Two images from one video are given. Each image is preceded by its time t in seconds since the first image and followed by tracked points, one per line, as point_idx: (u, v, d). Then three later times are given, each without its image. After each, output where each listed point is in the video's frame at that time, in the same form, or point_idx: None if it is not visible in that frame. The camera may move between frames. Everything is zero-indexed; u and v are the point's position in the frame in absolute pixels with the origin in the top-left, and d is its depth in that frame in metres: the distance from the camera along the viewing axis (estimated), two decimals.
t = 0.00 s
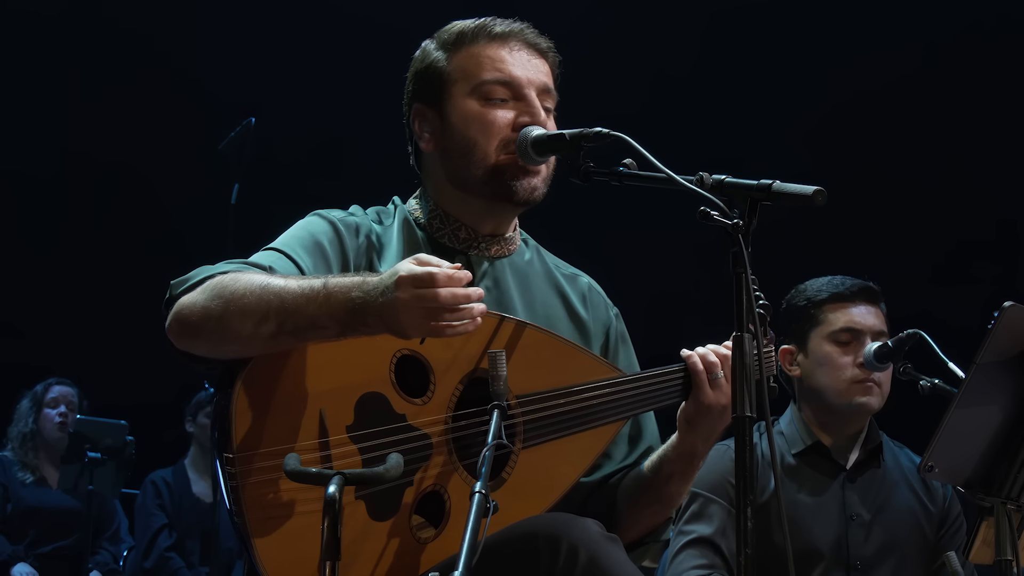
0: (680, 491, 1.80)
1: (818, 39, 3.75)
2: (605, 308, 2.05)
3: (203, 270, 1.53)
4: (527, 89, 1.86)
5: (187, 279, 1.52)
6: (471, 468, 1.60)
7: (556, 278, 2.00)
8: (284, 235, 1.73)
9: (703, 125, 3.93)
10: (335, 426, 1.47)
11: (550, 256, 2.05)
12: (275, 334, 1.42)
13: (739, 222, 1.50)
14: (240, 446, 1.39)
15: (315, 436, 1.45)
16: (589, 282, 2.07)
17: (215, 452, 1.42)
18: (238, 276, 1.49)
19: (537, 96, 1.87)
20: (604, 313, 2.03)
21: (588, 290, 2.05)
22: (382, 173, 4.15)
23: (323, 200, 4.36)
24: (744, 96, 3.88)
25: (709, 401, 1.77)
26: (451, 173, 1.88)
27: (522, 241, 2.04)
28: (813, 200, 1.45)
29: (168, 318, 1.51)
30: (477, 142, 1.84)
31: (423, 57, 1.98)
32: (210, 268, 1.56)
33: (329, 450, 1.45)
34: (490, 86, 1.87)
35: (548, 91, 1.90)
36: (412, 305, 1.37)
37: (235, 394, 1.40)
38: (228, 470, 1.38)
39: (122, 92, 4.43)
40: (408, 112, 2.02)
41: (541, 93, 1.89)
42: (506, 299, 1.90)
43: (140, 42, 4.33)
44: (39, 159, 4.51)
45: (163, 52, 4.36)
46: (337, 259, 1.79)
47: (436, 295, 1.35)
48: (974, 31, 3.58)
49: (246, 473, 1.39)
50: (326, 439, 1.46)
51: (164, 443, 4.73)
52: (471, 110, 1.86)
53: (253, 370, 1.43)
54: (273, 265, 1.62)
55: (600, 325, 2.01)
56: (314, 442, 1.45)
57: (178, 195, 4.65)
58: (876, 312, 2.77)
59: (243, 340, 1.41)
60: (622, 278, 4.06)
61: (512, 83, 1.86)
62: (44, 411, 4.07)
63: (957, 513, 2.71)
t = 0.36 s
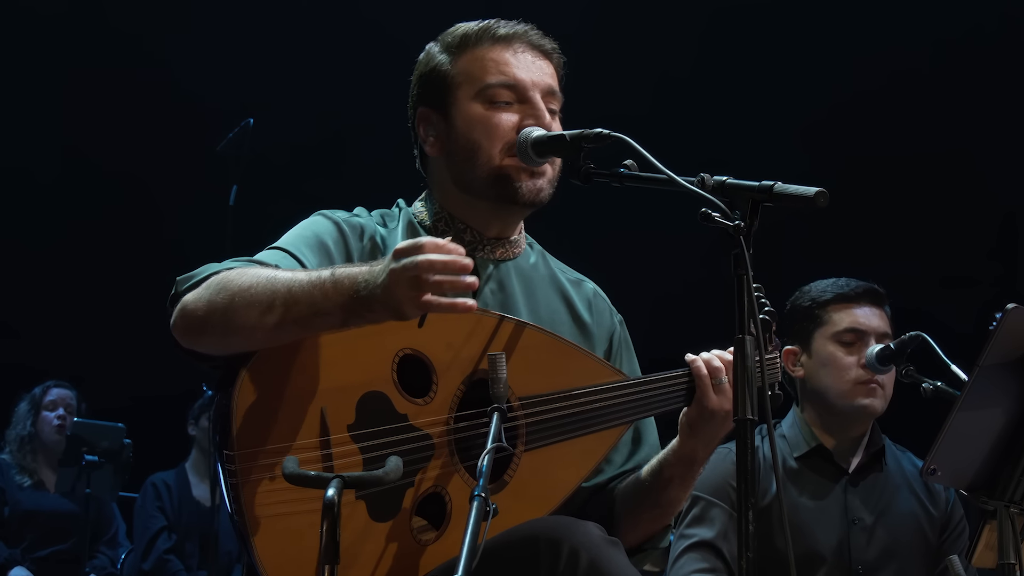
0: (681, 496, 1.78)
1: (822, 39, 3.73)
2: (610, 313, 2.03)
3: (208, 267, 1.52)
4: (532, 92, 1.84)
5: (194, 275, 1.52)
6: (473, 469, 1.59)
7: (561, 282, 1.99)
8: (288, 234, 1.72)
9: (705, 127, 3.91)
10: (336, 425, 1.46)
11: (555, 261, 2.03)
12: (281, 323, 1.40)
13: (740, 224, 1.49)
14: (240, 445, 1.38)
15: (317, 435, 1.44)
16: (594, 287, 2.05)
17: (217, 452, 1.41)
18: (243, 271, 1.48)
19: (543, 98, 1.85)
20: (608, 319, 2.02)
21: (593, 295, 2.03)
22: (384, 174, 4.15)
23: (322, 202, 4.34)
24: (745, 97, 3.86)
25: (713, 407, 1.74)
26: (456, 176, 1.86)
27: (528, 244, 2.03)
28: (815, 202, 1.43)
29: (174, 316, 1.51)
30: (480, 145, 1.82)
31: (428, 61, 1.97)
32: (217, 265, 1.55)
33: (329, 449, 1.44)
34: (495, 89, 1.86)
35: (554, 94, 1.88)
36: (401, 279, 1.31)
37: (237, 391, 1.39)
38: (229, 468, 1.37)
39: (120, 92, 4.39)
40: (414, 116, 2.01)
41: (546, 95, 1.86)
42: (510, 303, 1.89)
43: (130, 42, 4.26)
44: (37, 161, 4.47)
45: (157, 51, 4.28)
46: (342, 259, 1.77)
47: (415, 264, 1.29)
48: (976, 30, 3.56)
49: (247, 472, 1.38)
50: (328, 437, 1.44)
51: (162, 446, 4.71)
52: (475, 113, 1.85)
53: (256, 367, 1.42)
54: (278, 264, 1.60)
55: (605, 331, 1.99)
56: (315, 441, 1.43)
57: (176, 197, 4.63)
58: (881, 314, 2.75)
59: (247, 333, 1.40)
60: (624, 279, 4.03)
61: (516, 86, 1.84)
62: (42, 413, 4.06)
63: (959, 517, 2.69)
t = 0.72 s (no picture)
0: (692, 497, 1.77)
1: (820, 41, 3.73)
2: (613, 313, 2.02)
3: (210, 267, 1.52)
4: (535, 90, 1.83)
5: (194, 276, 1.51)
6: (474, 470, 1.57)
7: (562, 284, 1.98)
8: (289, 235, 1.70)
9: (707, 129, 3.89)
10: (337, 424, 1.44)
11: (557, 261, 2.02)
12: (278, 325, 1.39)
13: (742, 225, 1.48)
14: (241, 446, 1.36)
15: (318, 436, 1.42)
16: (597, 287, 2.04)
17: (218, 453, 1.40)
18: (242, 273, 1.48)
19: (545, 97, 1.84)
20: (612, 318, 2.01)
21: (595, 296, 2.02)
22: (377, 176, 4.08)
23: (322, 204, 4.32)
24: (748, 98, 3.85)
25: (720, 406, 1.74)
26: (457, 174, 1.85)
27: (529, 245, 2.01)
28: (817, 203, 1.42)
29: (172, 316, 1.50)
30: (482, 143, 1.81)
31: (433, 59, 1.96)
32: (217, 265, 1.54)
33: (330, 450, 1.43)
34: (498, 86, 1.85)
35: (557, 94, 1.87)
36: (399, 283, 1.31)
37: (236, 391, 1.37)
38: (230, 469, 1.36)
39: (118, 93, 4.34)
40: (418, 113, 2.00)
41: (549, 95, 1.85)
42: (512, 304, 1.87)
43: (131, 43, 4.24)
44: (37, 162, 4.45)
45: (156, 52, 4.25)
46: (342, 260, 1.76)
47: (413, 268, 1.28)
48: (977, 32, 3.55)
49: (247, 474, 1.36)
50: (329, 438, 1.43)
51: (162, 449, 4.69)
52: (478, 110, 1.84)
53: (256, 366, 1.41)
54: (279, 264, 1.59)
55: (608, 330, 1.99)
56: (316, 443, 1.42)
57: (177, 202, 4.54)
58: (883, 315, 2.74)
59: (244, 334, 1.39)
60: (626, 280, 4.01)
61: (519, 84, 1.83)
62: (42, 416, 4.05)
63: (963, 520, 2.67)
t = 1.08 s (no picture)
0: (689, 502, 1.77)
1: (822, 43, 3.72)
2: (609, 320, 2.01)
3: (205, 271, 1.51)
4: (534, 95, 1.82)
5: (189, 279, 1.50)
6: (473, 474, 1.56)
7: (560, 290, 1.97)
8: (284, 240, 1.69)
9: (709, 131, 3.87)
10: (335, 430, 1.43)
11: (553, 266, 2.01)
12: (278, 332, 1.38)
13: (743, 227, 1.47)
14: (239, 451, 1.34)
15: (316, 441, 1.40)
16: (592, 293, 2.03)
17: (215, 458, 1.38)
18: (240, 277, 1.47)
19: (544, 102, 1.83)
20: (607, 325, 1.99)
21: (591, 301, 2.01)
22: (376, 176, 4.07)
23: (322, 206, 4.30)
24: (750, 99, 3.83)
25: (720, 410, 1.72)
26: (456, 179, 1.84)
27: (526, 250, 2.00)
28: (819, 205, 1.40)
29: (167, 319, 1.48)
30: (481, 148, 1.80)
31: (429, 61, 1.95)
32: (212, 269, 1.53)
33: (329, 456, 1.41)
34: (497, 91, 1.83)
35: (555, 98, 1.86)
36: (411, 298, 1.31)
37: (234, 398, 1.35)
38: (227, 474, 1.34)
39: (116, 91, 4.25)
40: (413, 115, 1.98)
41: (547, 100, 1.84)
42: (509, 309, 1.87)
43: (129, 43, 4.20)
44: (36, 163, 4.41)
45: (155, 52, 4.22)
46: (338, 265, 1.75)
47: (430, 285, 1.28)
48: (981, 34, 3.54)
49: (246, 479, 1.34)
50: (327, 444, 1.41)
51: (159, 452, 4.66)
52: (476, 115, 1.82)
53: (255, 372, 1.39)
54: (275, 269, 1.58)
55: (605, 337, 1.97)
56: (314, 448, 1.40)
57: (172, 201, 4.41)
58: (885, 318, 2.71)
59: (244, 340, 1.38)
60: (628, 282, 3.99)
61: (518, 89, 1.82)
62: (42, 419, 4.00)
63: (965, 524, 2.66)
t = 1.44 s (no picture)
0: (687, 501, 1.76)
1: (824, 42, 3.69)
2: (607, 313, 1.99)
3: (197, 274, 1.50)
4: (527, 88, 1.81)
5: (182, 282, 1.49)
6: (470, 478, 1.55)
7: (556, 284, 1.95)
8: (276, 240, 1.68)
9: (709, 131, 3.86)
10: (330, 434, 1.41)
11: (548, 259, 2.00)
12: (272, 335, 1.37)
13: (745, 229, 1.46)
14: (232, 455, 1.33)
15: (310, 445, 1.39)
16: (590, 287, 2.01)
17: (208, 461, 1.36)
18: (234, 279, 1.46)
19: (537, 95, 1.82)
20: (606, 319, 1.98)
21: (589, 295, 1.99)
22: (381, 178, 4.07)
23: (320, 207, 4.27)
24: (750, 99, 3.81)
25: (717, 412, 1.72)
26: (451, 176, 1.82)
27: (521, 246, 1.99)
28: (821, 206, 1.39)
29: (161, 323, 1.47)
30: (476, 143, 1.79)
31: (420, 58, 1.93)
32: (206, 272, 1.53)
33: (325, 459, 1.39)
34: (491, 85, 1.82)
35: (548, 91, 1.85)
36: (405, 301, 1.30)
37: (228, 401, 1.34)
38: (222, 479, 1.32)
39: (113, 90, 4.20)
40: (405, 113, 1.97)
41: (541, 93, 1.83)
42: (505, 307, 1.84)
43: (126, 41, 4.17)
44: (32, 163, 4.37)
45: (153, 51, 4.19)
46: (331, 265, 1.74)
47: (422, 288, 1.27)
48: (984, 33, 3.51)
49: (240, 483, 1.33)
50: (322, 447, 1.40)
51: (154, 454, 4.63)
52: (470, 109, 1.81)
53: (249, 374, 1.37)
54: (267, 270, 1.56)
55: (602, 332, 1.95)
56: (310, 452, 1.39)
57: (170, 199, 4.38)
58: (875, 318, 2.68)
59: (236, 344, 1.37)
60: (627, 283, 3.97)
61: (512, 82, 1.81)
62: (37, 421, 3.93)
63: (968, 524, 2.62)
